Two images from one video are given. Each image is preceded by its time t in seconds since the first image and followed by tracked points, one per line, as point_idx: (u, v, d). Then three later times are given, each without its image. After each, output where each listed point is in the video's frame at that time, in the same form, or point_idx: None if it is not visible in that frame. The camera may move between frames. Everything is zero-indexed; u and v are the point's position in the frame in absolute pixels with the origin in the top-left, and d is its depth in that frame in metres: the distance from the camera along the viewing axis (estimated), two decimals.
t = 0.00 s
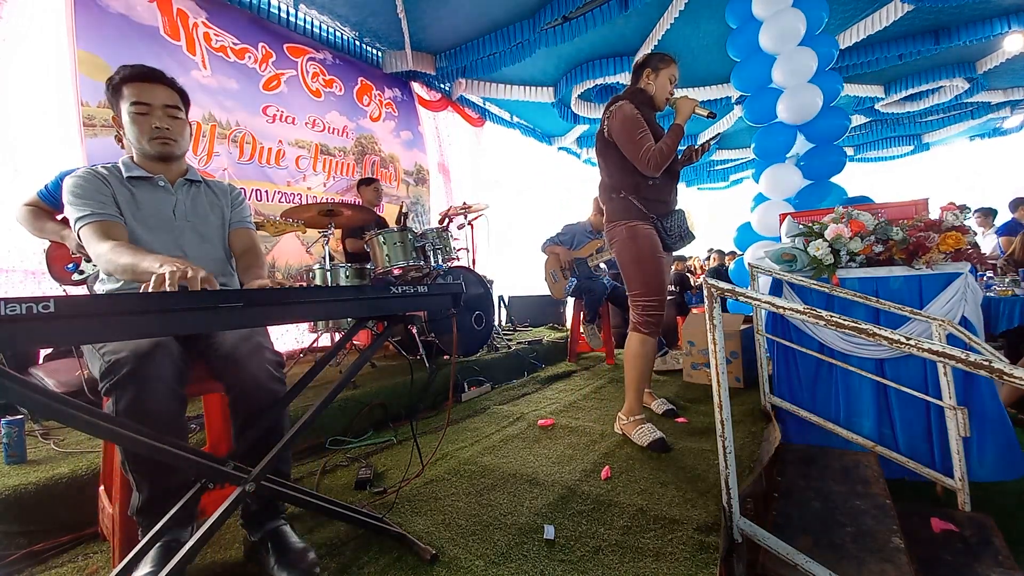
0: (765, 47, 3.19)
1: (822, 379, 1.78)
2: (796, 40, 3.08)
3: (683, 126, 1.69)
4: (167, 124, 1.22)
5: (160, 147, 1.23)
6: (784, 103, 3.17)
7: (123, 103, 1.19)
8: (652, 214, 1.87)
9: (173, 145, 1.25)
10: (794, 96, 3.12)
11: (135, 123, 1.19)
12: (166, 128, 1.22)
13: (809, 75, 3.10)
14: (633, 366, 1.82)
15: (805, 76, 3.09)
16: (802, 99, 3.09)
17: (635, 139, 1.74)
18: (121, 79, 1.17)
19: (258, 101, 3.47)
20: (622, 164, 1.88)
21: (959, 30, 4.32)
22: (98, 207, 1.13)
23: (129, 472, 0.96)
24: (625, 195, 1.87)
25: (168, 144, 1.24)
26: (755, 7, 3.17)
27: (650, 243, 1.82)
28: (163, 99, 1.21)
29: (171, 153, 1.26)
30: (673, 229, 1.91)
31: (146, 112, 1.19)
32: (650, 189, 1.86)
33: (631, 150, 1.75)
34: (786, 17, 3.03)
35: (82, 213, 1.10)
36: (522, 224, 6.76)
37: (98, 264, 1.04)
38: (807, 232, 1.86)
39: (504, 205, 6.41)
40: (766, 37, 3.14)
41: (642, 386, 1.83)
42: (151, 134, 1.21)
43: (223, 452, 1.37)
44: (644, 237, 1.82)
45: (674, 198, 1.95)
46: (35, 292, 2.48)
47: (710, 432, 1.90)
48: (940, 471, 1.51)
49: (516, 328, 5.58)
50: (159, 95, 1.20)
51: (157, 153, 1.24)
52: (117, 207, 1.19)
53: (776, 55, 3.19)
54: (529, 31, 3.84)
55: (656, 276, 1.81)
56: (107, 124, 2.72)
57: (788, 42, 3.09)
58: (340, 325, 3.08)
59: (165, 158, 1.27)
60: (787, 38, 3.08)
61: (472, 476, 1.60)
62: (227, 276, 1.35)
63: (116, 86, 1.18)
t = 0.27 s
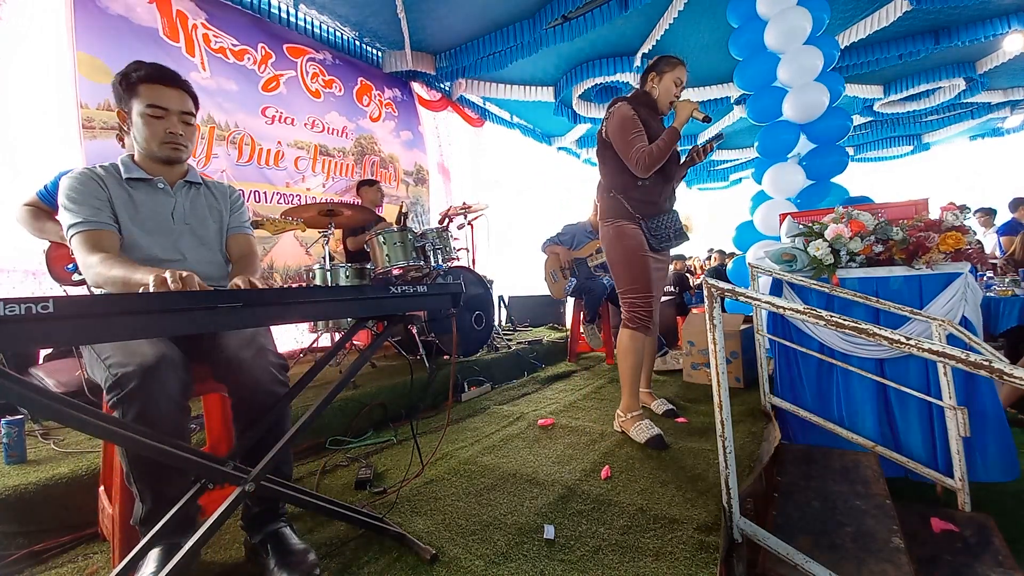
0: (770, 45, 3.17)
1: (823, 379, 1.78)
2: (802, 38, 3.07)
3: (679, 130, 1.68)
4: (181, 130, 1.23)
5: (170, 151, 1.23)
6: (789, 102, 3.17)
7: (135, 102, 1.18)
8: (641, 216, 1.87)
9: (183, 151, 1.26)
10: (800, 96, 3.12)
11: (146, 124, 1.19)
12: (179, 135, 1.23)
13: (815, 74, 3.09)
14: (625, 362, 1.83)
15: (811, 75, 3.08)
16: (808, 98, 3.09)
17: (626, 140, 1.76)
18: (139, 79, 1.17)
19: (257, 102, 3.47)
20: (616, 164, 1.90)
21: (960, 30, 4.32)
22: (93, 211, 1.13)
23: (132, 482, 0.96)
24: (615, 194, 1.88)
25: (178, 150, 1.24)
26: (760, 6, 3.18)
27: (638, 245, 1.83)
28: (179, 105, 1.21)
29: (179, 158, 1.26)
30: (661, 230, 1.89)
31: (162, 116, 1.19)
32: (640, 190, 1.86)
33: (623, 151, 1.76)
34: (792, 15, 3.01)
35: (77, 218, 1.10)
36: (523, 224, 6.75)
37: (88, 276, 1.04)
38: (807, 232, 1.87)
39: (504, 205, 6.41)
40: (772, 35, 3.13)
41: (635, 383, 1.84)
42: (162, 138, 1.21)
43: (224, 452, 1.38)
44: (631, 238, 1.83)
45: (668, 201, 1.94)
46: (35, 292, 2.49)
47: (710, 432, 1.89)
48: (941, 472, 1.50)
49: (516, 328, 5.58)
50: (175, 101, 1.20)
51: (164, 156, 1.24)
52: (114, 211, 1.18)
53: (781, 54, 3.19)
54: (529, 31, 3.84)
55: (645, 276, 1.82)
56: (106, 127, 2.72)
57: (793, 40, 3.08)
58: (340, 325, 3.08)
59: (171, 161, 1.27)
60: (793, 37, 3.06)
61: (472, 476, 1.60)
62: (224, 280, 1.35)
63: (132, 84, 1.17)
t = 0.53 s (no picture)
0: (776, 41, 3.18)
1: (823, 379, 1.78)
2: (809, 36, 3.08)
3: (670, 134, 1.73)
4: (181, 135, 1.19)
5: (168, 157, 1.20)
6: (795, 99, 3.16)
7: (136, 104, 1.14)
8: (631, 218, 1.92)
9: (182, 156, 1.23)
10: (806, 93, 3.11)
11: (146, 128, 1.16)
12: (179, 140, 1.19)
13: (820, 72, 3.11)
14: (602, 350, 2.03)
15: (816, 73, 3.10)
16: (814, 96, 3.09)
17: (619, 143, 1.83)
18: (142, 82, 1.13)
19: (256, 102, 3.47)
20: (609, 165, 1.97)
21: (960, 30, 4.32)
22: (84, 219, 1.12)
23: (132, 478, 0.96)
24: (606, 196, 1.97)
25: (177, 155, 1.21)
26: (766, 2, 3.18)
27: (624, 247, 1.91)
28: (182, 110, 1.17)
29: (178, 163, 1.23)
30: (650, 232, 1.93)
31: (162, 121, 1.16)
32: (630, 192, 1.93)
33: (615, 153, 1.83)
34: (800, 12, 3.02)
35: (66, 226, 1.09)
36: (523, 225, 6.75)
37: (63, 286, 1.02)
38: (807, 232, 1.87)
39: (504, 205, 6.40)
40: (779, 30, 3.12)
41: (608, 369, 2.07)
42: (161, 143, 1.18)
43: (224, 453, 1.38)
44: (618, 239, 1.91)
45: (659, 203, 1.99)
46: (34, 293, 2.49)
47: (710, 432, 1.89)
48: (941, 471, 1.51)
49: (516, 328, 5.58)
50: (178, 105, 1.17)
51: (163, 161, 1.21)
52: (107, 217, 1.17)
53: (787, 50, 3.19)
54: (528, 31, 3.84)
55: (629, 278, 1.91)
56: (105, 129, 2.72)
57: (801, 37, 3.08)
58: (340, 325, 3.08)
59: (171, 165, 1.24)
60: (800, 33, 3.07)
61: (472, 476, 1.60)
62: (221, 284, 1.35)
63: (133, 84, 1.13)
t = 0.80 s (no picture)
0: (778, 38, 3.18)
1: (823, 379, 1.79)
2: (811, 34, 3.08)
3: (657, 137, 1.79)
4: (161, 139, 1.11)
5: (150, 161, 1.13)
6: (797, 98, 3.16)
7: (112, 105, 1.06)
8: (617, 222, 2.02)
9: (165, 159, 1.15)
10: (807, 92, 3.11)
11: (123, 131, 1.08)
12: (159, 144, 1.11)
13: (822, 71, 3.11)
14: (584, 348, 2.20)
15: (818, 71, 3.10)
16: (816, 95, 3.08)
17: (606, 148, 1.91)
18: (114, 81, 1.04)
19: (256, 103, 3.47)
20: (598, 169, 2.05)
21: (960, 30, 4.32)
22: (61, 227, 1.07)
23: (132, 486, 0.96)
24: (595, 201, 2.06)
25: (159, 159, 1.14)
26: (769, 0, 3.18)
27: (608, 250, 2.03)
28: (160, 111, 1.08)
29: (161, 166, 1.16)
30: (635, 236, 1.99)
31: (138, 124, 1.08)
32: (616, 197, 2.01)
33: (603, 156, 1.91)
34: (804, 10, 3.02)
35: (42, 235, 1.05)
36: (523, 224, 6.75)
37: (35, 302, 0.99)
38: (807, 232, 1.86)
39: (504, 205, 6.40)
40: (781, 27, 3.13)
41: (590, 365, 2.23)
42: (140, 148, 1.10)
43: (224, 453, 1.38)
44: (604, 243, 2.03)
45: (646, 207, 2.06)
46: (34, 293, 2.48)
47: (710, 432, 1.89)
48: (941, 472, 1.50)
49: (516, 328, 5.59)
50: (156, 106, 1.07)
51: (145, 164, 1.14)
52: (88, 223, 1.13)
53: (790, 48, 3.20)
54: (528, 31, 3.84)
55: (612, 281, 2.03)
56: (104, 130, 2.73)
57: (804, 35, 3.09)
58: (340, 325, 3.09)
59: (154, 168, 1.17)
60: (802, 31, 3.07)
61: (473, 476, 1.60)
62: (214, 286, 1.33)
63: (107, 82, 1.04)
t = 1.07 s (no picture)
0: (772, 38, 3.16)
1: (822, 379, 1.79)
2: (805, 35, 3.07)
3: (628, 140, 1.83)
4: (157, 136, 1.11)
5: (147, 160, 1.13)
6: (789, 99, 3.17)
7: (103, 104, 1.04)
8: (597, 225, 2.06)
9: (160, 157, 1.15)
10: (800, 93, 3.12)
11: (118, 131, 1.07)
12: (155, 142, 1.11)
13: (815, 72, 3.11)
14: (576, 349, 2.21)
15: (811, 72, 3.10)
16: (808, 95, 3.10)
17: (581, 154, 1.96)
18: (109, 78, 1.03)
19: (255, 104, 3.47)
20: (575, 174, 2.11)
21: (959, 30, 4.32)
22: (40, 231, 1.06)
23: (129, 490, 0.96)
24: (574, 205, 2.11)
25: (155, 157, 1.14)
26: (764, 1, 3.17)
27: (588, 252, 2.07)
28: (155, 108, 1.08)
29: (156, 165, 1.16)
30: (615, 237, 2.02)
31: (135, 121, 1.08)
32: (594, 200, 2.06)
33: (578, 160, 1.97)
34: (800, 11, 3.00)
35: (21, 240, 1.04)
36: (523, 224, 6.75)
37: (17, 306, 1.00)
38: (807, 232, 1.86)
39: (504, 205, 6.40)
40: (776, 27, 3.11)
41: (585, 366, 2.22)
42: (137, 147, 1.10)
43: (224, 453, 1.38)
44: (584, 244, 2.07)
45: (626, 208, 2.09)
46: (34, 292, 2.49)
47: (710, 432, 1.89)
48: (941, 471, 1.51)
49: (516, 328, 5.59)
50: (151, 103, 1.07)
51: (140, 164, 1.14)
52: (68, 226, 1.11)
53: (784, 49, 3.19)
54: (528, 32, 3.84)
55: (591, 283, 2.07)
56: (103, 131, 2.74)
57: (798, 35, 3.07)
58: (340, 325, 3.08)
59: (148, 167, 1.16)
60: (797, 32, 3.06)
61: (472, 476, 1.60)
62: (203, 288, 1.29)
63: (97, 81, 1.03)
